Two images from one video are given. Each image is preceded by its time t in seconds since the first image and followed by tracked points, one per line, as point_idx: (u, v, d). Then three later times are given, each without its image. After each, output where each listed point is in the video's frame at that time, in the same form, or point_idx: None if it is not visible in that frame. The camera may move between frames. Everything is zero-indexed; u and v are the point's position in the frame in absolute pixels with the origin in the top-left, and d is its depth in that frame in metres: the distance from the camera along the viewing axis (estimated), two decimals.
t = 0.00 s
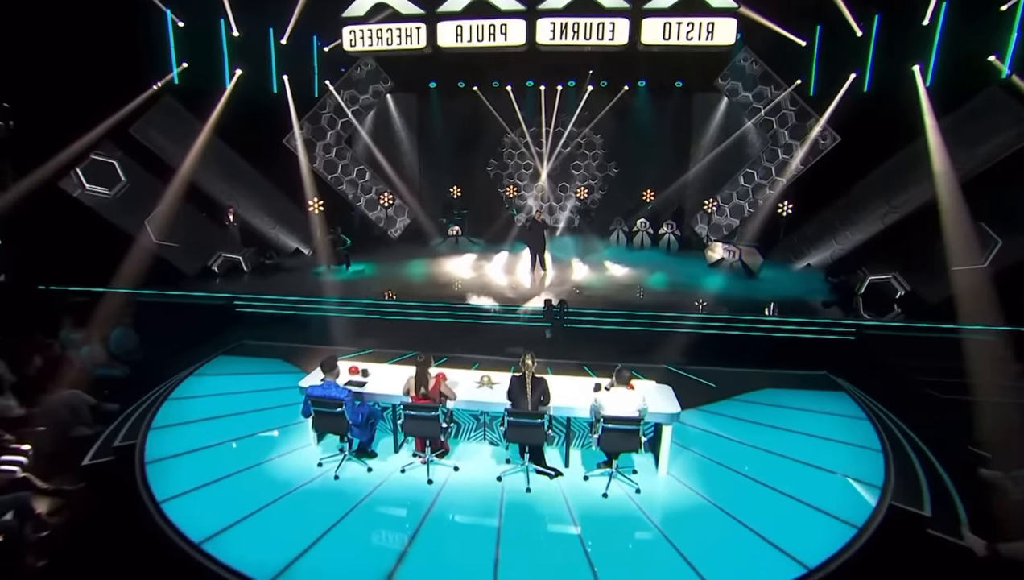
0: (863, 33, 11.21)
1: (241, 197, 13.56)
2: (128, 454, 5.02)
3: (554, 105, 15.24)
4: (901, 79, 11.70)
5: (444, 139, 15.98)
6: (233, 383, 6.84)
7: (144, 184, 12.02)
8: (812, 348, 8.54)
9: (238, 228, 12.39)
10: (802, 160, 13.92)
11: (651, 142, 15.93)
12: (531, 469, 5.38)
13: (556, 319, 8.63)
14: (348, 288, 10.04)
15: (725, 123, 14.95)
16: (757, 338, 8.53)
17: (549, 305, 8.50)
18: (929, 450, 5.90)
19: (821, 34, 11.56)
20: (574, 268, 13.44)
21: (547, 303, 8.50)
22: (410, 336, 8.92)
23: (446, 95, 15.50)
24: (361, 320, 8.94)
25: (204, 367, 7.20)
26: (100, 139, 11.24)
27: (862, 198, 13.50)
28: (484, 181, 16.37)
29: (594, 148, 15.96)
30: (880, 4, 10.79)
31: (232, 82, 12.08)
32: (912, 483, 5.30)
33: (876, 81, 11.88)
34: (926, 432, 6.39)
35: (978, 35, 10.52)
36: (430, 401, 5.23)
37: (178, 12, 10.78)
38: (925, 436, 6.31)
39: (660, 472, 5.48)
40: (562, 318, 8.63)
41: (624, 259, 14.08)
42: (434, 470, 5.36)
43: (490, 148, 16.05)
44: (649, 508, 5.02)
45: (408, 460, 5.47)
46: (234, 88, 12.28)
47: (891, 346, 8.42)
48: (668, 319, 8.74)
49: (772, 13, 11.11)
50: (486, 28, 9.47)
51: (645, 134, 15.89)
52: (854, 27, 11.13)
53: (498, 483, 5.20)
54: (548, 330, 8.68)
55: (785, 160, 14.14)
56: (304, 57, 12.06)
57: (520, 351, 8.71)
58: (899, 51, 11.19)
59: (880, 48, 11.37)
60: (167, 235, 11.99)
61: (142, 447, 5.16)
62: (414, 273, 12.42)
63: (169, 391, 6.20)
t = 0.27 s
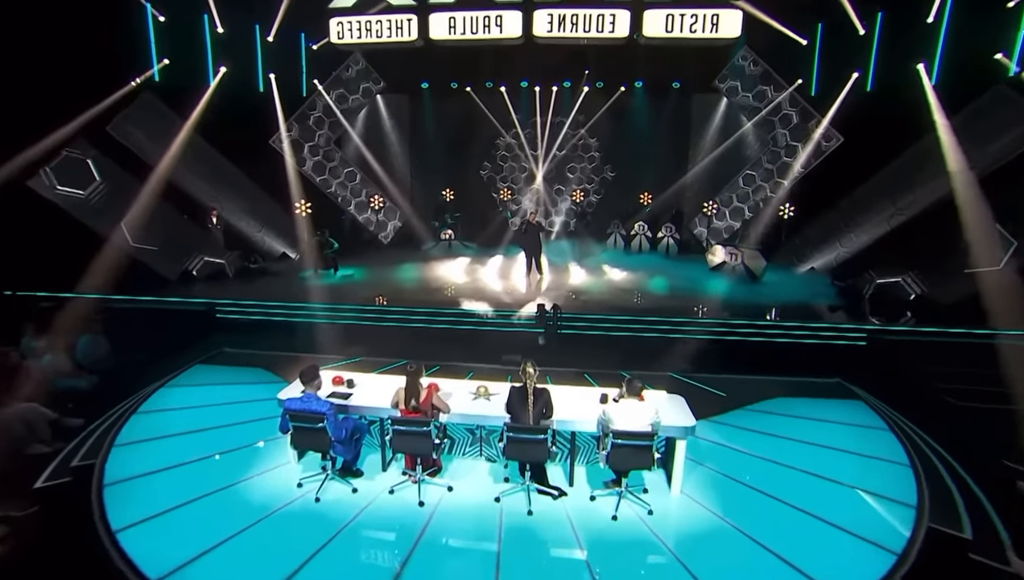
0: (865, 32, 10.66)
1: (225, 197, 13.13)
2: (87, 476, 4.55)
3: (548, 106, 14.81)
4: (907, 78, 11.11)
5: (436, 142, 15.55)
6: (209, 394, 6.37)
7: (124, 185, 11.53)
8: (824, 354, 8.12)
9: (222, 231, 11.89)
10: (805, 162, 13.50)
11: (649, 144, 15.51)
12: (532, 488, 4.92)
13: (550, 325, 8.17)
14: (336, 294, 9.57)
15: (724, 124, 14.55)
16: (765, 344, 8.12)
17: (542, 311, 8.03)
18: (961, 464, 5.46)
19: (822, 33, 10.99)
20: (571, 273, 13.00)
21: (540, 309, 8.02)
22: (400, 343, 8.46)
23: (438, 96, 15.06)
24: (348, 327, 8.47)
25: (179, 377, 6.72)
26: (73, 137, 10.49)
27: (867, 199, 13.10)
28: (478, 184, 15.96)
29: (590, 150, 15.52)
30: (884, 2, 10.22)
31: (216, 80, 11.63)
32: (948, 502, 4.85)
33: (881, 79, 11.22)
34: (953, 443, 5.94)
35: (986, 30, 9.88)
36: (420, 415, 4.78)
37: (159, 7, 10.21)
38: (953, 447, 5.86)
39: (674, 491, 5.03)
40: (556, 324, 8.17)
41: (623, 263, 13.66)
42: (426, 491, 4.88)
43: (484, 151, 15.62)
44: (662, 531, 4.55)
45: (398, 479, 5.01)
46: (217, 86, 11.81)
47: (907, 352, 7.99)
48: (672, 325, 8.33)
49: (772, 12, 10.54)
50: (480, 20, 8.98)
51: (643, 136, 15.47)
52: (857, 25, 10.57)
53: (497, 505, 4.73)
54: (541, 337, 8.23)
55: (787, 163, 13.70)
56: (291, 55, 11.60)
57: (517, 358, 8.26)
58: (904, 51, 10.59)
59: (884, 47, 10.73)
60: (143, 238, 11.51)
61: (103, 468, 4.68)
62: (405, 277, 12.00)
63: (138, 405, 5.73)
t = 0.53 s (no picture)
0: (873, 31, 9.96)
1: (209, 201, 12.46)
2: (30, 508, 4.01)
3: (546, 110, 14.36)
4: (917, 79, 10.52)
5: (429, 147, 15.02)
6: (181, 411, 5.84)
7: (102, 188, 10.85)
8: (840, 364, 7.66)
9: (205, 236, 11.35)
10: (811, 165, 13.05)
11: (649, 148, 15.05)
12: (538, 518, 4.40)
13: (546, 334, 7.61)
14: (323, 302, 9.07)
15: (727, 128, 14.09)
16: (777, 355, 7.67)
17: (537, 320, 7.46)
18: (1008, 488, 4.96)
19: (829, 33, 10.34)
20: (570, 280, 12.50)
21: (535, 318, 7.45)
22: (390, 353, 7.95)
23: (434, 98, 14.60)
24: (335, 337, 7.96)
25: (150, 393, 6.18)
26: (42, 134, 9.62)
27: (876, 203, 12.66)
28: (473, 189, 15.41)
29: (588, 154, 15.04)
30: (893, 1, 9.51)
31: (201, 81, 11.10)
32: (1003, 533, 4.35)
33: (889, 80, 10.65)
34: (993, 462, 5.44)
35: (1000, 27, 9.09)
36: (411, 436, 4.27)
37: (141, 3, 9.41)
38: (994, 468, 5.36)
39: (696, 520, 4.50)
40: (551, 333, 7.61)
41: (625, 270, 13.17)
42: (418, 520, 4.35)
43: (480, 155, 15.08)
44: (684, 564, 4.02)
45: (386, 507, 4.47)
46: (201, 86, 11.28)
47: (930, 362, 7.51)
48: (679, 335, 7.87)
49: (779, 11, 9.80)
50: (476, 12, 8.48)
51: (643, 139, 15.01)
52: (864, 25, 9.90)
53: (498, 536, 4.20)
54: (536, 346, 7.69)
55: (793, 166, 13.25)
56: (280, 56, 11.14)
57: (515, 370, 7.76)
58: (910, 52, 9.81)
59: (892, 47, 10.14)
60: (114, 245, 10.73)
61: (49, 498, 4.14)
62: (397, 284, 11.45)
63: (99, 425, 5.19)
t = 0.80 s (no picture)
0: (882, 26, 9.72)
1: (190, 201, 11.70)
2: None
3: (542, 109, 13.87)
4: (929, 75, 10.15)
5: (423, 148, 14.47)
6: (145, 427, 5.30)
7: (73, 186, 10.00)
8: (857, 370, 7.21)
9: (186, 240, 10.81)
10: (817, 165, 12.60)
11: (649, 149, 14.57)
12: (544, 550, 3.86)
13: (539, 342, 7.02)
14: (310, 308, 8.57)
15: (731, 126, 13.68)
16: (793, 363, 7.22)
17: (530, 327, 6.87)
18: None
19: (835, 27, 10.06)
20: (569, 284, 12.00)
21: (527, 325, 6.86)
22: (379, 362, 7.45)
23: (425, 99, 13.95)
24: (319, 344, 7.46)
25: (113, 407, 5.65)
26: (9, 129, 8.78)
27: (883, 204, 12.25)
28: (467, 190, 14.88)
29: (586, 155, 14.58)
30: None
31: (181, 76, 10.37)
32: None
33: (898, 77, 10.33)
34: None
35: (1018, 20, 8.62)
36: (401, 459, 3.79)
37: None
38: None
39: (724, 550, 3.98)
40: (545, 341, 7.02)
41: (626, 274, 12.66)
42: (408, 554, 3.81)
43: (475, 157, 14.57)
44: None
45: (372, 538, 3.94)
46: (181, 82, 10.56)
47: (954, 368, 7.05)
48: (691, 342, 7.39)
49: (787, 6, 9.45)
50: None
51: (642, 140, 14.53)
52: (873, 20, 9.63)
53: (499, 572, 3.67)
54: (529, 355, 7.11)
55: (799, 165, 12.85)
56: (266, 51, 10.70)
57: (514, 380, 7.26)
58: (921, 45, 9.61)
59: (902, 41, 9.90)
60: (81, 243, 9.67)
61: None
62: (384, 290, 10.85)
63: (49, 444, 4.67)
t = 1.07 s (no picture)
0: (891, 24, 9.43)
1: (175, 203, 11.13)
2: None
3: (541, 111, 13.46)
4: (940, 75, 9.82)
5: (417, 152, 13.97)
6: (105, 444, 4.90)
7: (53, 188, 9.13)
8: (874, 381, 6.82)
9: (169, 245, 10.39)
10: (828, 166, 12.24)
11: (651, 153, 14.12)
12: None
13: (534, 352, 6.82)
14: (299, 316, 8.17)
15: (736, 129, 13.29)
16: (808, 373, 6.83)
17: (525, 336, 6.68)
18: None
19: (842, 26, 9.77)
20: (571, 289, 11.59)
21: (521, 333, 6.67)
22: (369, 372, 7.04)
23: (421, 101, 13.50)
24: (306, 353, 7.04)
25: (76, 423, 5.24)
26: None
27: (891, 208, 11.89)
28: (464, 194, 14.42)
29: (586, 158, 14.18)
30: None
31: (166, 72, 9.91)
32: None
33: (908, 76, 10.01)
34: None
35: None
36: (390, 483, 3.44)
37: None
38: None
39: None
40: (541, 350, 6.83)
41: (630, 279, 12.23)
42: None
43: (472, 160, 14.14)
44: None
45: (359, 573, 3.51)
46: (167, 79, 10.09)
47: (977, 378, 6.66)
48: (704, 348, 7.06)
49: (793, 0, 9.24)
50: None
51: (644, 143, 14.07)
52: (882, 19, 9.33)
53: None
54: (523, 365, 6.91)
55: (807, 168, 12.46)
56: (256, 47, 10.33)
57: (516, 391, 6.85)
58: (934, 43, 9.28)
59: (912, 42, 9.55)
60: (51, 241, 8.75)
61: None
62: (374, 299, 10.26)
63: None
